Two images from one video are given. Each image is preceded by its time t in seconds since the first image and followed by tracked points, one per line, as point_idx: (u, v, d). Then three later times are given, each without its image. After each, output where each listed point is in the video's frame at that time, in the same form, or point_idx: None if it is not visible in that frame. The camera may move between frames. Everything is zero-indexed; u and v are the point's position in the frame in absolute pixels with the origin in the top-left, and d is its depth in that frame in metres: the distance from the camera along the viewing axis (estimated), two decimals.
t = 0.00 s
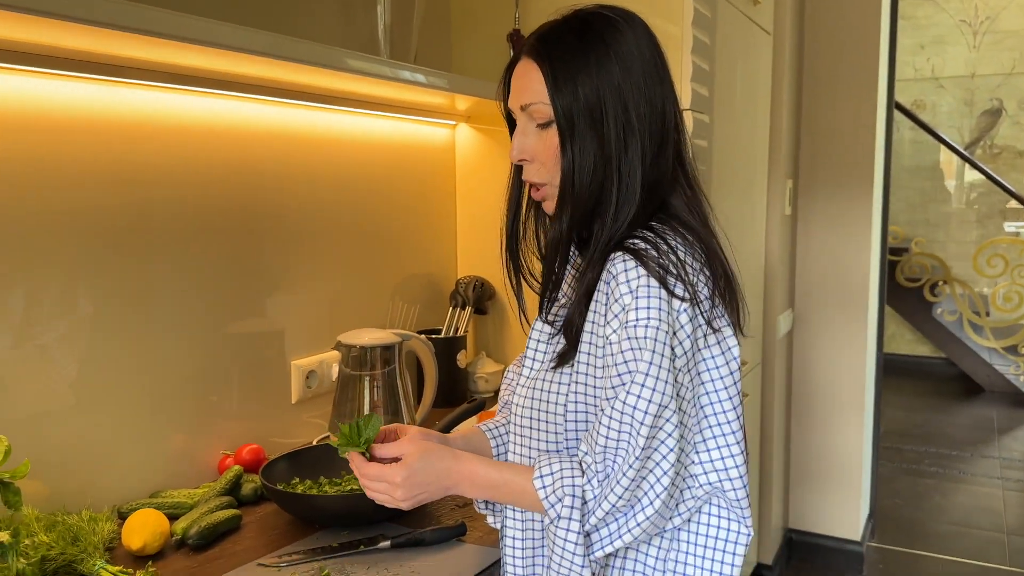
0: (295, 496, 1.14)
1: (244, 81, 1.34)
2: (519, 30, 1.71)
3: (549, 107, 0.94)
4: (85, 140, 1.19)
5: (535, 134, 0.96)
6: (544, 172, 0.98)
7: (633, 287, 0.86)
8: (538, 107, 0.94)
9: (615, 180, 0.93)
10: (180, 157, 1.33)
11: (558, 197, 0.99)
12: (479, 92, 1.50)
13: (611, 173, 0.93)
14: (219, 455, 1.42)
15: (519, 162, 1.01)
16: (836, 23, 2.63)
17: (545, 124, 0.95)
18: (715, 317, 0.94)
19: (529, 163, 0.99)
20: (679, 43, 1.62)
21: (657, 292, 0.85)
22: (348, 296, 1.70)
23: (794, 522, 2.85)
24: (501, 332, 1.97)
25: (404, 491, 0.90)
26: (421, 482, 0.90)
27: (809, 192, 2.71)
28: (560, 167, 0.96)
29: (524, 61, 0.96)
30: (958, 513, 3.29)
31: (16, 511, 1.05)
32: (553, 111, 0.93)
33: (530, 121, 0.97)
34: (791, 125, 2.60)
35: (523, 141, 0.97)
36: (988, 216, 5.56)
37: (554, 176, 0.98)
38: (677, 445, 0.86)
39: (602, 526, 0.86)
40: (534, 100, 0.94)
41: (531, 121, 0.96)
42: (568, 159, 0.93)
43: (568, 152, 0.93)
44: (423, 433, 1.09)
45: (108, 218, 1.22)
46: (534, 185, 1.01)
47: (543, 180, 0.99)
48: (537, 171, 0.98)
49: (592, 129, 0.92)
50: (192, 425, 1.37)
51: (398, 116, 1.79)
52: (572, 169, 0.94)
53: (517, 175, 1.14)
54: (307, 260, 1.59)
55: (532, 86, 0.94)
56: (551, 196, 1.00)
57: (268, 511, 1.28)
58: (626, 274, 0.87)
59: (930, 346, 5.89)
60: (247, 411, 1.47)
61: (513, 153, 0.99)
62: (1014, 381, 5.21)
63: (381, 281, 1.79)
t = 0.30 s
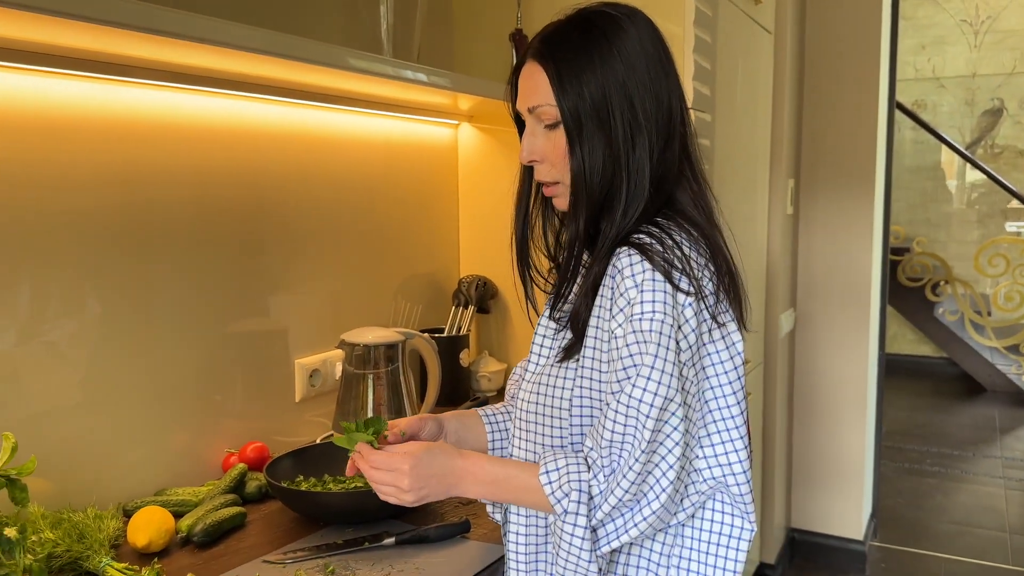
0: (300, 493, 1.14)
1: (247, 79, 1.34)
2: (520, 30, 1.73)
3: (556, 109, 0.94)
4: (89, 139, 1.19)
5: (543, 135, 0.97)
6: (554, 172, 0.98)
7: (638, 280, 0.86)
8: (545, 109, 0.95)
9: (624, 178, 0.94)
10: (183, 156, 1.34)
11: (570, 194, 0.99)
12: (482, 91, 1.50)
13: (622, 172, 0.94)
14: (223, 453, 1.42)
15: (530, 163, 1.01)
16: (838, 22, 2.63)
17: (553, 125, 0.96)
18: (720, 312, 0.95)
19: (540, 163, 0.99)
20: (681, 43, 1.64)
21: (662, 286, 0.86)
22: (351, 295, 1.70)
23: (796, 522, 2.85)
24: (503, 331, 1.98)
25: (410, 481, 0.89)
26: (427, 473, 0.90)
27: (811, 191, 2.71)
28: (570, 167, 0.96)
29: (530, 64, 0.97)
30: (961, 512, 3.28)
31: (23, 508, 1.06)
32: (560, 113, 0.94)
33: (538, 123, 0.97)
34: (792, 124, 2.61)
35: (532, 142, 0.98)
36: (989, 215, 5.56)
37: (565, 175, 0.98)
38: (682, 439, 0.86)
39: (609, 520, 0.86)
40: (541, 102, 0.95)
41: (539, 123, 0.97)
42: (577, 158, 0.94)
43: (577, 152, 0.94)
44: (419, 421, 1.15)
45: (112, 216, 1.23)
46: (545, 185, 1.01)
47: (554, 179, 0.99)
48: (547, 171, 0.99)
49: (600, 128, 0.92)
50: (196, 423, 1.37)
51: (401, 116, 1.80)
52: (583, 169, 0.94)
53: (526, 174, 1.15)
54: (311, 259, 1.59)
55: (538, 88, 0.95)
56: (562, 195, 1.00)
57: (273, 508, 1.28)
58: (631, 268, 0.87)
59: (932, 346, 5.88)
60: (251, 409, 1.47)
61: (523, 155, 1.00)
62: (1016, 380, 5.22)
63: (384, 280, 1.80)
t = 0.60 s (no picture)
0: (303, 494, 1.15)
1: (249, 83, 1.35)
2: (521, 34, 1.74)
3: (560, 113, 0.95)
4: (93, 142, 1.20)
5: (548, 139, 0.98)
6: (558, 175, 0.99)
7: (646, 281, 0.87)
8: (550, 112, 0.96)
9: (627, 181, 0.95)
10: (185, 159, 1.34)
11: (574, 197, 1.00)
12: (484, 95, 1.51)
13: (625, 176, 0.94)
14: (226, 454, 1.43)
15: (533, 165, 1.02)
16: (836, 25, 2.64)
17: (558, 128, 0.96)
18: (726, 313, 0.96)
19: (544, 166, 0.99)
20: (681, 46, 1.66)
21: (670, 286, 0.87)
22: (353, 297, 1.71)
23: (796, 524, 2.86)
24: (504, 333, 1.98)
25: (422, 463, 0.91)
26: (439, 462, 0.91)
27: (810, 193, 2.72)
28: (572, 169, 0.97)
29: (534, 68, 0.98)
30: (960, 514, 3.29)
31: (28, 509, 1.07)
32: (564, 117, 0.95)
33: (542, 126, 0.98)
34: (791, 127, 2.62)
35: (536, 145, 0.99)
36: (987, 218, 5.57)
37: (569, 178, 0.99)
38: (687, 439, 0.87)
39: (615, 521, 0.87)
40: (546, 106, 0.96)
41: (544, 127, 0.97)
42: (580, 162, 0.95)
43: (581, 156, 0.95)
44: (419, 421, 1.16)
45: (116, 219, 1.24)
46: (549, 188, 1.02)
47: (558, 182, 0.99)
48: (551, 174, 0.99)
49: (603, 132, 0.93)
50: (199, 424, 1.38)
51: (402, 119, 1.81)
52: (586, 174, 0.95)
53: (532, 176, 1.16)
54: (312, 261, 1.60)
55: (543, 93, 0.96)
56: (566, 197, 1.01)
57: (276, 510, 1.29)
58: (638, 269, 0.88)
59: (931, 348, 5.90)
60: (253, 411, 1.48)
61: (527, 157, 1.00)
62: (1014, 382, 5.21)
63: (385, 282, 1.80)
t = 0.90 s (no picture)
0: (303, 495, 1.16)
1: (251, 86, 1.36)
2: (521, 39, 1.75)
3: (562, 115, 0.96)
4: (94, 144, 1.21)
5: (548, 140, 0.98)
6: (557, 177, 0.99)
7: (647, 281, 0.88)
8: (552, 114, 0.96)
9: (627, 185, 0.95)
10: (186, 161, 1.35)
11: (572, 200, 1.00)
12: (484, 98, 1.52)
13: (625, 180, 0.95)
14: (226, 456, 1.44)
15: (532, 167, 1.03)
16: (834, 30, 2.66)
17: (558, 130, 0.97)
18: (725, 314, 0.96)
19: (543, 168, 1.00)
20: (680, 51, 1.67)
21: (670, 287, 0.88)
22: (353, 300, 1.72)
23: (794, 527, 2.86)
24: (503, 337, 1.99)
25: (420, 458, 0.91)
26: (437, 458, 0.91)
27: (807, 197, 2.73)
28: (572, 171, 0.98)
29: (538, 70, 0.99)
30: (957, 518, 3.30)
31: (29, 509, 1.08)
32: (566, 118, 0.95)
33: (543, 127, 0.98)
34: (788, 131, 2.63)
35: (537, 146, 0.99)
36: (984, 223, 5.59)
37: (568, 180, 0.99)
38: (686, 439, 0.88)
39: (614, 521, 0.88)
40: (548, 107, 0.96)
41: (545, 128, 0.98)
42: (581, 165, 0.96)
43: (582, 159, 0.95)
44: (415, 422, 1.16)
45: (117, 220, 1.24)
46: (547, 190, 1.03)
47: (556, 184, 1.00)
48: (550, 175, 1.00)
49: (604, 135, 0.94)
50: (199, 426, 1.38)
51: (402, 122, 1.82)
52: (587, 177, 0.96)
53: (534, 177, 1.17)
54: (312, 264, 1.61)
55: (546, 94, 0.96)
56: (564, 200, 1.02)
57: (276, 511, 1.29)
58: (639, 269, 0.89)
59: (928, 352, 5.91)
60: (253, 412, 1.49)
61: (527, 158, 1.01)
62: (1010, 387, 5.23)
63: (385, 285, 1.81)
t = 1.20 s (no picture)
0: (305, 497, 1.16)
1: (253, 88, 1.36)
2: (522, 42, 1.76)
3: (563, 117, 0.96)
4: (96, 145, 1.21)
5: (549, 142, 0.99)
6: (557, 179, 1.00)
7: (648, 284, 0.88)
8: (552, 116, 0.97)
9: (627, 187, 0.96)
10: (189, 163, 1.35)
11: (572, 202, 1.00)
12: (486, 101, 1.53)
13: (626, 183, 0.95)
14: (227, 457, 1.44)
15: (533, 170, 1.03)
16: (834, 34, 2.66)
17: (559, 133, 0.97)
18: (727, 317, 0.97)
19: (544, 170, 1.00)
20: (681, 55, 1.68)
21: (672, 290, 0.88)
22: (354, 302, 1.72)
23: (793, 531, 2.86)
24: (504, 339, 1.99)
25: (421, 469, 0.91)
26: (439, 468, 0.91)
27: (807, 201, 2.74)
28: (572, 173, 0.98)
29: (539, 73, 0.99)
30: (956, 521, 3.30)
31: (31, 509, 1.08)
32: (566, 121, 0.96)
33: (544, 130, 0.99)
34: (789, 135, 2.64)
35: (537, 149, 1.00)
36: (983, 227, 5.60)
37: (569, 183, 0.99)
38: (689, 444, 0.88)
39: (619, 524, 0.88)
40: (548, 109, 0.97)
41: (545, 130, 0.98)
42: (582, 167, 0.96)
43: (582, 161, 0.96)
44: (413, 429, 1.16)
45: (120, 221, 1.25)
46: (548, 192, 1.03)
47: (556, 186, 1.00)
48: (550, 178, 1.00)
49: (605, 137, 0.95)
50: (200, 427, 1.38)
51: (395, 124, 1.80)
52: (587, 180, 0.96)
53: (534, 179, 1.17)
54: (313, 266, 1.61)
55: (546, 96, 0.97)
56: (564, 202, 1.02)
57: (278, 512, 1.30)
58: (641, 273, 0.89)
59: (927, 356, 5.91)
60: (254, 413, 1.49)
61: (528, 161, 1.01)
62: (1009, 392, 5.22)
63: (386, 287, 1.81)
